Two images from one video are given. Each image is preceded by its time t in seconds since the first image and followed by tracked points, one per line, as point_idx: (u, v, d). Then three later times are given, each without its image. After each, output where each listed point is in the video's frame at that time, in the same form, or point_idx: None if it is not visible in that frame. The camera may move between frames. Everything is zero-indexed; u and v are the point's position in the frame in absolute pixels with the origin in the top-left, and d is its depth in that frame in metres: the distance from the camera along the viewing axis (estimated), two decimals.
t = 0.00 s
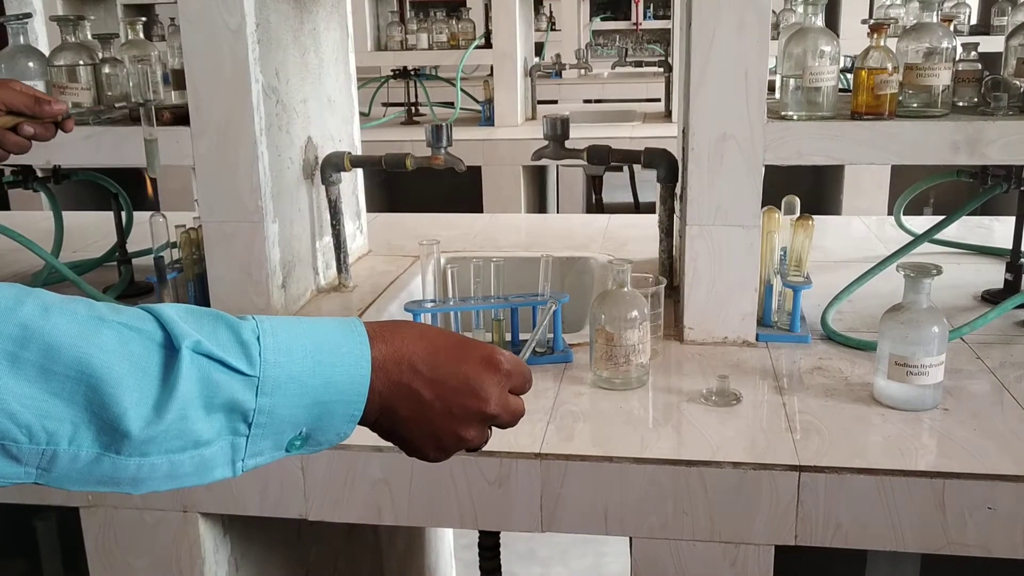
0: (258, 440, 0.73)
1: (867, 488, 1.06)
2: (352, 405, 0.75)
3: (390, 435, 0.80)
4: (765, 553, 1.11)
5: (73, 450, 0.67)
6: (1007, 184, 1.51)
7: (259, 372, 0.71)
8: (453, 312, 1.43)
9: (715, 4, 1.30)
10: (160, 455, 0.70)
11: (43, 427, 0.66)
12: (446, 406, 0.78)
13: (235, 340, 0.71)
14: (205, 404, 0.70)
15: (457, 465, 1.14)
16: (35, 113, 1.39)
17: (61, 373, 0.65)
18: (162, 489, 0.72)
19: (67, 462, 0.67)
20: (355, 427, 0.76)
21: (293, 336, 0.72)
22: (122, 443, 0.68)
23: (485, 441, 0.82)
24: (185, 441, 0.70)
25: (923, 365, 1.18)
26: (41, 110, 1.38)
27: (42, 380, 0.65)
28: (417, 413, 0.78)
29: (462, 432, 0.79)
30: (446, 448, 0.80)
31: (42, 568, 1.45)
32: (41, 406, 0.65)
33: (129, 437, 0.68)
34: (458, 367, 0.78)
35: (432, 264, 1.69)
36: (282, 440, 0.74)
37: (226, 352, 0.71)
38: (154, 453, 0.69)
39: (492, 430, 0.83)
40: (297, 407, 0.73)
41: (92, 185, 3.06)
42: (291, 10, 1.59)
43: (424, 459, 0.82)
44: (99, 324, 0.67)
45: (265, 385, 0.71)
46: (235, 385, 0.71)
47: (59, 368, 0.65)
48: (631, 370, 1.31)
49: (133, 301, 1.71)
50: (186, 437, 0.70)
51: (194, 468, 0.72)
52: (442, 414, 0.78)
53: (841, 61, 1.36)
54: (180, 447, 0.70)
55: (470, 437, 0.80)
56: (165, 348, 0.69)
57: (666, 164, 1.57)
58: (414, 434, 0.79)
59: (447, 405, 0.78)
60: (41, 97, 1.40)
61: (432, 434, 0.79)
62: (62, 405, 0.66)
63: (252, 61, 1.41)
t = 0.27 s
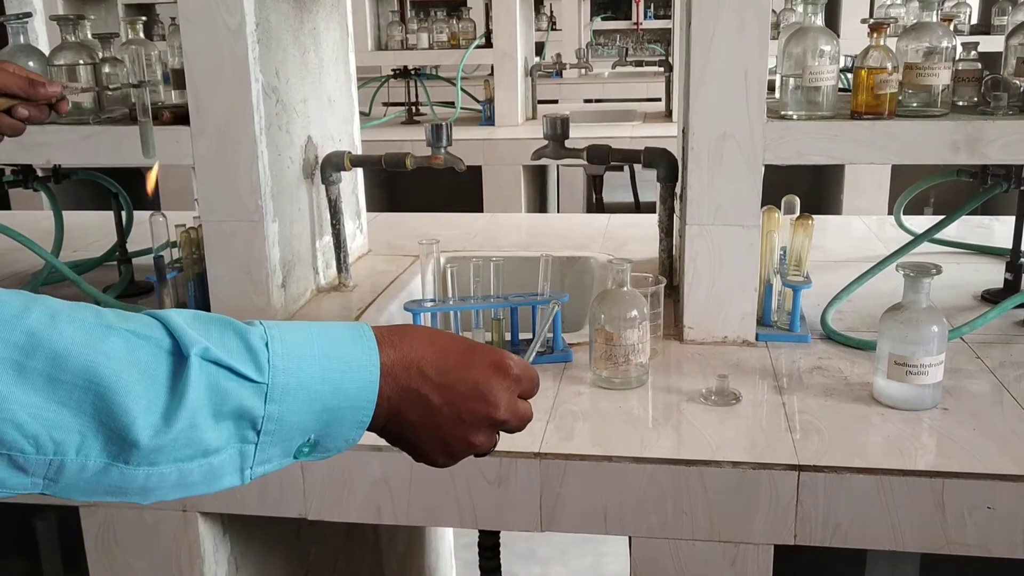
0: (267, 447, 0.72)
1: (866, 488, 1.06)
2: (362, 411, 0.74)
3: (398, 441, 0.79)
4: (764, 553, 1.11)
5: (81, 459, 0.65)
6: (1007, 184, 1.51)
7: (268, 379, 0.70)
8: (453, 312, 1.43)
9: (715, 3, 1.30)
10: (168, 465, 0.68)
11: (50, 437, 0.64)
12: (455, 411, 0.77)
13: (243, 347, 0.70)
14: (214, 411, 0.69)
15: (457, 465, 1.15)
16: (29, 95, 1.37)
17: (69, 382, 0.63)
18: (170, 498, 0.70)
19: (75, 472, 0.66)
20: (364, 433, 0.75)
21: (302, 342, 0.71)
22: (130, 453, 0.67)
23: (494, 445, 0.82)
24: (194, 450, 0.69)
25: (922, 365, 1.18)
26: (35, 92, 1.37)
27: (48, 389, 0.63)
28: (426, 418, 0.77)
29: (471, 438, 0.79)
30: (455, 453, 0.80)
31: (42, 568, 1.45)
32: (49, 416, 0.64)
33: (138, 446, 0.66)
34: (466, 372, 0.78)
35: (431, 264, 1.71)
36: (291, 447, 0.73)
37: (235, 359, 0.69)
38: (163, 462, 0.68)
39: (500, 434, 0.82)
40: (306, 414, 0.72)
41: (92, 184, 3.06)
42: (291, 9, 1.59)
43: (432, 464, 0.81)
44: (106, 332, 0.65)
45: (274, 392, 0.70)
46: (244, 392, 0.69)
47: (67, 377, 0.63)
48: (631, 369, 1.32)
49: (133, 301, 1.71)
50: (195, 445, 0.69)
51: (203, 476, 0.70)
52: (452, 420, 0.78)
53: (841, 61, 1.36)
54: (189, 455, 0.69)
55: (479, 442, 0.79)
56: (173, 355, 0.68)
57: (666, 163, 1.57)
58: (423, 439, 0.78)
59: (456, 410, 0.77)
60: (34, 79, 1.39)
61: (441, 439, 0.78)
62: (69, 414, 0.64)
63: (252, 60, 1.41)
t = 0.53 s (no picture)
0: (280, 450, 0.73)
1: (867, 487, 1.06)
2: (374, 412, 0.74)
3: (412, 440, 0.80)
4: (765, 552, 1.11)
5: (96, 465, 0.66)
6: (1009, 183, 1.50)
7: (281, 381, 0.71)
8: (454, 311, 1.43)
9: (716, 1, 1.30)
10: (183, 470, 0.69)
11: (66, 443, 0.64)
12: (468, 411, 0.78)
13: (257, 350, 0.70)
14: (229, 416, 0.70)
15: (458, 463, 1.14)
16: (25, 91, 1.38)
17: (85, 389, 0.64)
18: (184, 502, 0.71)
19: (90, 476, 0.66)
20: (375, 434, 0.75)
21: (314, 345, 0.72)
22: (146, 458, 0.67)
23: (506, 445, 0.82)
24: (208, 454, 0.69)
25: (924, 364, 1.18)
26: (31, 89, 1.37)
27: (63, 394, 0.63)
28: (439, 418, 0.78)
29: (485, 437, 0.79)
30: (468, 453, 0.80)
31: (42, 566, 1.46)
32: (64, 423, 0.64)
33: (153, 451, 0.67)
34: (479, 372, 0.78)
35: (431, 263, 1.70)
36: (303, 448, 0.74)
37: (248, 362, 0.70)
38: (178, 467, 0.69)
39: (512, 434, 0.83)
40: (319, 416, 0.73)
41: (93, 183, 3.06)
42: (292, 8, 1.59)
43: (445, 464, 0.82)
44: (119, 336, 0.66)
45: (287, 395, 0.71)
46: (257, 396, 0.70)
47: (82, 384, 0.64)
48: (632, 368, 1.31)
49: (134, 299, 1.71)
50: (210, 449, 0.69)
51: (217, 480, 0.71)
52: (465, 420, 0.78)
53: (842, 59, 1.36)
54: (203, 459, 0.69)
55: (492, 442, 0.80)
56: (188, 361, 0.68)
57: (667, 162, 1.57)
58: (436, 439, 0.79)
59: (470, 410, 0.78)
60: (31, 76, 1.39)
61: (455, 439, 0.79)
62: (84, 421, 0.65)
63: (253, 59, 1.41)
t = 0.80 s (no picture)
0: (310, 456, 0.66)
1: (869, 486, 1.06)
2: (401, 414, 0.68)
3: (427, 443, 0.72)
4: (768, 551, 1.11)
5: (124, 474, 0.60)
6: (1011, 181, 1.50)
7: (307, 384, 0.65)
8: (455, 309, 1.43)
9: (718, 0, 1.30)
10: (213, 477, 0.63)
11: (92, 451, 0.58)
12: (489, 412, 0.71)
13: (283, 350, 0.65)
14: (257, 420, 0.63)
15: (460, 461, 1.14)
16: (25, 96, 1.36)
17: (110, 392, 0.58)
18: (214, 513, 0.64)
19: (118, 487, 0.60)
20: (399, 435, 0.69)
21: (341, 344, 0.66)
22: (176, 465, 0.61)
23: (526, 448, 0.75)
24: (238, 459, 0.63)
25: (926, 363, 1.18)
26: (32, 94, 1.36)
27: (89, 403, 0.58)
28: (458, 420, 0.70)
29: (506, 440, 0.72)
30: (489, 457, 0.73)
31: (45, 565, 1.46)
32: (89, 430, 0.58)
33: (182, 457, 0.61)
34: (499, 370, 0.71)
35: (433, 261, 1.67)
36: (332, 453, 0.67)
37: (275, 364, 0.64)
38: (208, 474, 0.62)
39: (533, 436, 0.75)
40: (350, 419, 0.66)
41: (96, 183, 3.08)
42: (294, 7, 1.59)
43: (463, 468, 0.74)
44: (145, 339, 0.61)
45: (316, 396, 0.65)
46: (286, 399, 0.64)
47: (107, 387, 0.58)
48: (634, 367, 1.31)
49: (136, 298, 1.71)
50: (238, 455, 0.63)
51: (246, 487, 0.64)
52: (486, 420, 0.71)
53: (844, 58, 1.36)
54: (233, 466, 0.63)
55: (514, 444, 0.72)
56: (213, 363, 0.63)
57: (669, 161, 1.57)
58: (455, 442, 0.71)
59: (491, 410, 0.71)
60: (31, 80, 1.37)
61: (475, 441, 0.71)
62: (110, 427, 0.59)
63: (255, 58, 1.41)
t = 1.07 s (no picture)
0: (325, 420, 0.63)
1: (870, 486, 1.06)
2: (410, 376, 0.65)
3: (433, 404, 0.70)
4: (769, 551, 1.11)
5: (147, 441, 0.56)
6: (1013, 181, 1.50)
7: (322, 347, 0.62)
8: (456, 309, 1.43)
9: None
10: (236, 442, 0.59)
11: (115, 419, 0.55)
12: (497, 372, 0.69)
13: (297, 314, 0.61)
14: (275, 385, 0.60)
15: (461, 461, 1.14)
16: (22, 92, 1.35)
17: (133, 360, 0.54)
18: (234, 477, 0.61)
19: (141, 454, 0.57)
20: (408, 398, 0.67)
21: (354, 308, 0.63)
22: (199, 432, 0.58)
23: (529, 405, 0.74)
24: (259, 424, 0.60)
25: (928, 363, 1.17)
26: (28, 90, 1.35)
27: (110, 371, 0.54)
28: (467, 382, 0.68)
29: (513, 398, 0.70)
30: (496, 416, 0.71)
31: (46, 564, 1.46)
32: (113, 399, 0.54)
33: (206, 423, 0.57)
34: (508, 331, 0.69)
35: (434, 261, 1.66)
36: (345, 416, 0.64)
37: (289, 329, 0.61)
38: (231, 439, 0.59)
39: (534, 391, 0.74)
40: (364, 381, 0.63)
41: (97, 182, 3.08)
42: (295, 6, 1.59)
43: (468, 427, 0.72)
44: (164, 306, 0.57)
45: (331, 359, 0.62)
46: (303, 363, 0.61)
47: (130, 355, 0.54)
48: (635, 367, 1.31)
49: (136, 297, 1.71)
50: (259, 420, 0.60)
51: (266, 451, 0.61)
52: (494, 380, 0.69)
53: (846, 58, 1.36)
54: (255, 430, 0.60)
55: (520, 403, 0.71)
56: (230, 328, 0.59)
57: (670, 161, 1.56)
58: (463, 402, 0.69)
59: (499, 371, 0.69)
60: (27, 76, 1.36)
61: (482, 402, 0.70)
62: (133, 395, 0.55)
63: (256, 57, 1.41)
